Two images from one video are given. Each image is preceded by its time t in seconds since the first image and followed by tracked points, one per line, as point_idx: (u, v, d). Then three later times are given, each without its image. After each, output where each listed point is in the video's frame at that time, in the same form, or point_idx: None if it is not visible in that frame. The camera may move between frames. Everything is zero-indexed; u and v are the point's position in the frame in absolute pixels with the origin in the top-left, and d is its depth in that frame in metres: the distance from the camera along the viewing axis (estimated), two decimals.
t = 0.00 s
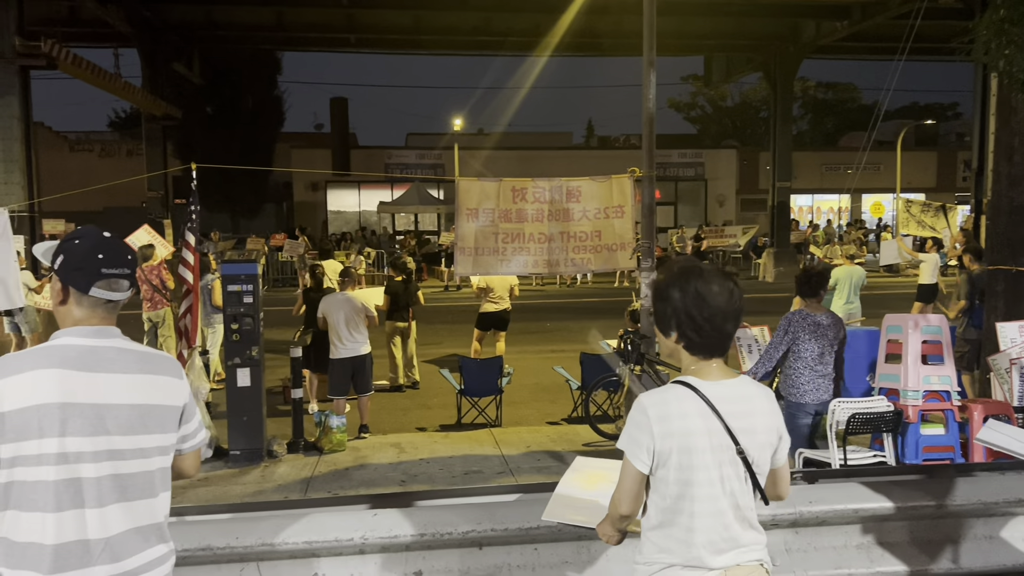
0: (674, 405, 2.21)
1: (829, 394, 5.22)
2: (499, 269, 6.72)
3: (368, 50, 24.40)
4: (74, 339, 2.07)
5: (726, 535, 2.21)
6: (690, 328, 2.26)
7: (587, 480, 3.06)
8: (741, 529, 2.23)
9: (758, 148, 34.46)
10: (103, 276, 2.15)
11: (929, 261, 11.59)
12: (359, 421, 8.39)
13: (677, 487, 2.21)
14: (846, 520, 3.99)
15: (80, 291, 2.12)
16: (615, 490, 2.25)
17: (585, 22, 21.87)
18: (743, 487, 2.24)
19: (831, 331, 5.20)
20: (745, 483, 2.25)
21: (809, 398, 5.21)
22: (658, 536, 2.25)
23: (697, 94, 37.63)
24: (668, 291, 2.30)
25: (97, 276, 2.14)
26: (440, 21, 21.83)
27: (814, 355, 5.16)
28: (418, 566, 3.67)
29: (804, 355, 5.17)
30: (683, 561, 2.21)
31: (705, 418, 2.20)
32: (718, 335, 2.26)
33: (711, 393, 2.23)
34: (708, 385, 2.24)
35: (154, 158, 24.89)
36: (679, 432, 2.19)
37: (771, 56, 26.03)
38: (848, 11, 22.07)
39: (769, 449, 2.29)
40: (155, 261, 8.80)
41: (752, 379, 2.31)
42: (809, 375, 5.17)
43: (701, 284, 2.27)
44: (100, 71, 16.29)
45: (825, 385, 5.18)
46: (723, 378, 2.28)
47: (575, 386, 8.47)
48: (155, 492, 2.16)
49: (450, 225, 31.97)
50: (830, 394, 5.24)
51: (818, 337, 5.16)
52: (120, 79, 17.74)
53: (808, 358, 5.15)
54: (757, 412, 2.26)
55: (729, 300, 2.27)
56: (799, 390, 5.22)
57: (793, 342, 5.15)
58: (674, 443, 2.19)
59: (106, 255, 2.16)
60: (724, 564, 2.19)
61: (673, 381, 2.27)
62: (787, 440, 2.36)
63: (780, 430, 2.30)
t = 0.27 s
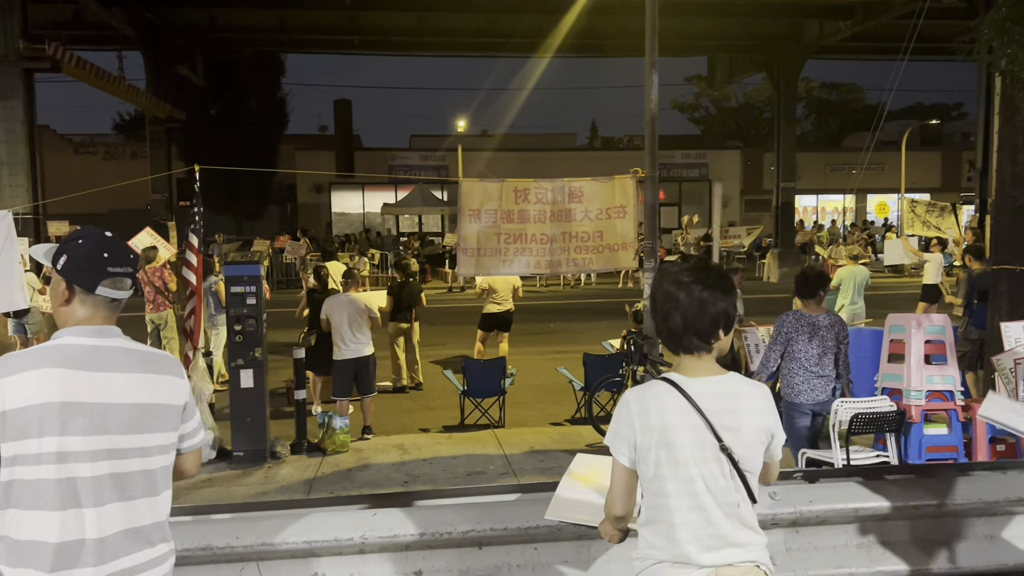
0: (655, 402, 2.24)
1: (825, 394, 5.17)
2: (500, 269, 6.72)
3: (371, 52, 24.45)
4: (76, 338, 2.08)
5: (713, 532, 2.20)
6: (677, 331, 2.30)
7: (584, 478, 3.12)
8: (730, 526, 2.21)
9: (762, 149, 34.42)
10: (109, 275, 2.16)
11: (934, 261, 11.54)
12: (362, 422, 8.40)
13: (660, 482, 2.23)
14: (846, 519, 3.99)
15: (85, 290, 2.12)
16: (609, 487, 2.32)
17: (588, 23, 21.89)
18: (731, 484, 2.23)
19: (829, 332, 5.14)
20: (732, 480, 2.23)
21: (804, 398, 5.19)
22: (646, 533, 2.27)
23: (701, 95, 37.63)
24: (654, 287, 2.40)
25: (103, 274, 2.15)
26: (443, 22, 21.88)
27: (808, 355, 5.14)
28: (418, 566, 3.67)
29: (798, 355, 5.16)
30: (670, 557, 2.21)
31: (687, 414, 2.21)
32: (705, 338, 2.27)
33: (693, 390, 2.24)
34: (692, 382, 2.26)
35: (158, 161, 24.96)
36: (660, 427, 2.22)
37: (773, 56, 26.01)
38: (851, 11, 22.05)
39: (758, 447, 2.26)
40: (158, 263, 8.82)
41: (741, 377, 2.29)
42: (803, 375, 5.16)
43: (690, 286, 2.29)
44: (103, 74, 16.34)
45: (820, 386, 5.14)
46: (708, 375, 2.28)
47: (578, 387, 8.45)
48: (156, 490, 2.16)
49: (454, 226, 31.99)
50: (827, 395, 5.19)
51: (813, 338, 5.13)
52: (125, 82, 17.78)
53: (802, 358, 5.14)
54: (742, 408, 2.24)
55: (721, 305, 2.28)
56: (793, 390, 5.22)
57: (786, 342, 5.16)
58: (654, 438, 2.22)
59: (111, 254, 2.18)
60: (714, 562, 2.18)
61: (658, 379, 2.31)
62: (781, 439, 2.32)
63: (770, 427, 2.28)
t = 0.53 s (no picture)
0: (642, 401, 2.26)
1: (824, 393, 5.18)
2: (501, 271, 6.72)
3: (374, 54, 24.48)
4: (71, 340, 2.08)
5: (700, 531, 2.20)
6: (665, 329, 2.30)
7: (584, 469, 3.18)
8: (718, 525, 2.21)
9: (764, 150, 34.41)
10: (104, 277, 2.17)
11: (936, 263, 11.52)
12: (363, 424, 8.40)
13: (647, 480, 2.24)
14: (843, 519, 3.97)
15: (80, 291, 2.13)
16: (601, 485, 2.35)
17: (591, 25, 21.88)
18: (718, 483, 2.22)
19: (827, 331, 5.18)
20: (721, 480, 2.23)
21: (803, 397, 5.20)
22: (637, 530, 2.29)
23: (703, 97, 37.64)
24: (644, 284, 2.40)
25: (98, 277, 2.16)
26: (445, 25, 21.91)
27: (806, 354, 5.17)
28: (415, 567, 3.66)
29: (796, 354, 5.20)
30: (659, 554, 2.23)
31: (672, 412, 2.22)
32: (693, 337, 2.27)
33: (680, 388, 2.25)
34: (679, 381, 2.27)
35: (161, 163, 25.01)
36: (645, 425, 2.24)
37: (776, 58, 26.00)
38: (853, 13, 22.03)
39: (747, 446, 2.25)
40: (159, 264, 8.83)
41: (731, 377, 2.29)
42: (802, 374, 5.18)
43: (680, 285, 2.29)
44: (106, 77, 16.38)
45: (819, 384, 5.15)
46: (695, 374, 2.28)
47: (579, 388, 8.45)
48: (151, 492, 2.17)
49: (456, 229, 32.00)
50: (826, 393, 5.20)
51: (811, 337, 5.17)
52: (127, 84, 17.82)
53: (800, 357, 5.17)
54: (729, 408, 2.24)
55: (709, 305, 2.29)
56: (792, 389, 5.23)
57: (784, 342, 5.20)
58: (640, 435, 2.24)
59: (106, 257, 2.19)
60: (702, 561, 2.19)
61: (647, 378, 2.32)
62: (776, 439, 2.30)
63: (760, 427, 2.26)
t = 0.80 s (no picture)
0: (635, 400, 2.26)
1: (825, 392, 5.17)
2: (503, 272, 6.73)
3: (377, 55, 24.47)
4: (70, 342, 2.09)
5: (693, 531, 2.20)
6: (662, 329, 2.30)
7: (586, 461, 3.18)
8: (711, 527, 2.21)
9: (768, 151, 34.39)
10: (101, 278, 2.17)
11: (939, 264, 11.50)
12: (365, 425, 8.41)
13: (640, 481, 2.24)
14: (843, 521, 3.98)
15: (78, 294, 2.13)
16: (596, 485, 2.35)
17: (594, 26, 21.87)
18: (712, 484, 2.22)
19: (827, 331, 5.18)
20: (714, 480, 2.23)
21: (802, 396, 5.19)
22: (630, 531, 2.28)
23: (706, 98, 37.64)
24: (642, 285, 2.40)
25: (95, 278, 2.15)
26: (448, 26, 21.93)
27: (806, 353, 5.17)
28: (415, 568, 3.66)
29: (796, 353, 5.20)
30: (652, 554, 2.22)
31: (666, 413, 2.22)
32: (688, 338, 2.27)
33: (673, 389, 2.25)
34: (672, 382, 2.27)
35: (164, 164, 25.05)
36: (639, 426, 2.24)
37: (779, 59, 25.98)
38: (857, 14, 22.00)
39: (740, 447, 2.25)
40: (161, 266, 8.84)
41: (725, 378, 2.29)
42: (803, 373, 5.18)
43: (677, 285, 2.30)
44: (110, 78, 16.41)
45: (819, 383, 5.14)
46: (688, 375, 2.28)
47: (581, 390, 8.45)
48: (149, 494, 2.17)
49: (459, 230, 32.00)
50: (827, 393, 5.18)
51: (811, 335, 5.17)
52: (131, 86, 17.85)
53: (800, 356, 5.17)
54: (723, 408, 2.24)
55: (705, 306, 2.29)
56: (792, 388, 5.23)
57: (784, 341, 5.21)
58: (634, 436, 2.24)
59: (103, 259, 2.18)
60: (694, 561, 2.19)
61: (641, 379, 2.33)
62: (768, 440, 2.30)
63: (753, 427, 2.25)
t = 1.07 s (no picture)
0: (640, 405, 2.26)
1: (823, 394, 5.15)
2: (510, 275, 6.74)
3: (384, 58, 24.48)
4: (80, 344, 2.10)
5: (701, 533, 2.19)
6: (663, 333, 2.29)
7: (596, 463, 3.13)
8: (720, 528, 2.20)
9: (775, 153, 34.33)
10: (108, 281, 2.17)
11: (948, 266, 11.45)
12: (373, 427, 8.42)
13: (648, 484, 2.24)
14: (853, 526, 3.97)
15: (85, 296, 2.14)
16: (603, 491, 2.34)
17: (602, 29, 21.86)
18: (720, 486, 2.22)
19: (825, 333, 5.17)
20: (721, 481, 2.22)
21: (800, 397, 5.17)
22: (638, 535, 2.27)
23: (713, 100, 37.60)
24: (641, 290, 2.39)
25: (103, 280, 2.16)
26: (455, 29, 21.95)
27: (805, 355, 5.15)
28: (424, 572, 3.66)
29: (795, 355, 5.19)
30: (661, 558, 2.22)
31: (671, 415, 2.22)
32: (690, 341, 2.27)
33: (678, 391, 2.25)
34: (677, 384, 2.26)
35: (173, 167, 25.13)
36: (645, 430, 2.23)
37: (786, 62, 25.95)
38: (864, 16, 21.97)
39: (746, 448, 2.24)
40: (168, 269, 8.87)
41: (728, 379, 2.29)
42: (801, 376, 5.16)
43: (677, 289, 2.29)
44: (119, 82, 16.48)
45: (817, 385, 5.12)
46: (692, 377, 2.28)
47: (589, 392, 8.45)
48: (157, 496, 2.18)
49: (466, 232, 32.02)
50: (825, 395, 5.16)
51: (810, 338, 5.16)
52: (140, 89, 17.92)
53: (799, 359, 5.15)
54: (727, 409, 2.23)
55: (706, 309, 2.28)
56: (790, 390, 5.21)
57: (784, 345, 5.18)
58: (639, 440, 2.24)
59: (110, 260, 2.18)
60: (704, 563, 2.18)
61: (645, 382, 2.32)
62: (772, 439, 2.30)
63: (758, 427, 2.25)
